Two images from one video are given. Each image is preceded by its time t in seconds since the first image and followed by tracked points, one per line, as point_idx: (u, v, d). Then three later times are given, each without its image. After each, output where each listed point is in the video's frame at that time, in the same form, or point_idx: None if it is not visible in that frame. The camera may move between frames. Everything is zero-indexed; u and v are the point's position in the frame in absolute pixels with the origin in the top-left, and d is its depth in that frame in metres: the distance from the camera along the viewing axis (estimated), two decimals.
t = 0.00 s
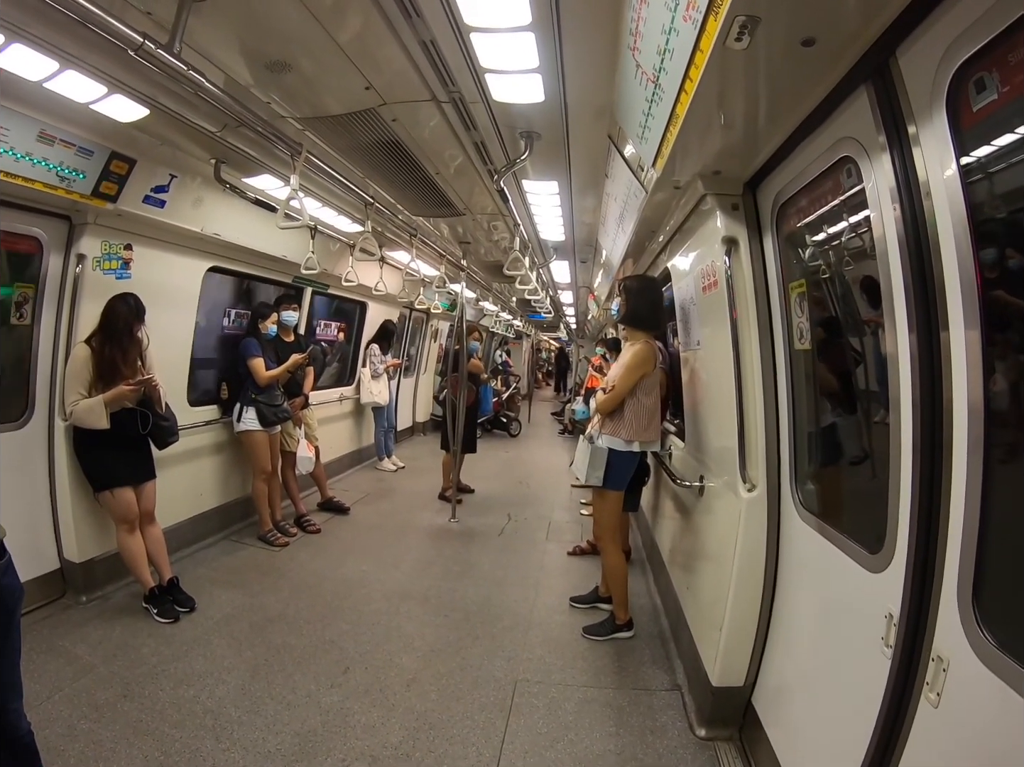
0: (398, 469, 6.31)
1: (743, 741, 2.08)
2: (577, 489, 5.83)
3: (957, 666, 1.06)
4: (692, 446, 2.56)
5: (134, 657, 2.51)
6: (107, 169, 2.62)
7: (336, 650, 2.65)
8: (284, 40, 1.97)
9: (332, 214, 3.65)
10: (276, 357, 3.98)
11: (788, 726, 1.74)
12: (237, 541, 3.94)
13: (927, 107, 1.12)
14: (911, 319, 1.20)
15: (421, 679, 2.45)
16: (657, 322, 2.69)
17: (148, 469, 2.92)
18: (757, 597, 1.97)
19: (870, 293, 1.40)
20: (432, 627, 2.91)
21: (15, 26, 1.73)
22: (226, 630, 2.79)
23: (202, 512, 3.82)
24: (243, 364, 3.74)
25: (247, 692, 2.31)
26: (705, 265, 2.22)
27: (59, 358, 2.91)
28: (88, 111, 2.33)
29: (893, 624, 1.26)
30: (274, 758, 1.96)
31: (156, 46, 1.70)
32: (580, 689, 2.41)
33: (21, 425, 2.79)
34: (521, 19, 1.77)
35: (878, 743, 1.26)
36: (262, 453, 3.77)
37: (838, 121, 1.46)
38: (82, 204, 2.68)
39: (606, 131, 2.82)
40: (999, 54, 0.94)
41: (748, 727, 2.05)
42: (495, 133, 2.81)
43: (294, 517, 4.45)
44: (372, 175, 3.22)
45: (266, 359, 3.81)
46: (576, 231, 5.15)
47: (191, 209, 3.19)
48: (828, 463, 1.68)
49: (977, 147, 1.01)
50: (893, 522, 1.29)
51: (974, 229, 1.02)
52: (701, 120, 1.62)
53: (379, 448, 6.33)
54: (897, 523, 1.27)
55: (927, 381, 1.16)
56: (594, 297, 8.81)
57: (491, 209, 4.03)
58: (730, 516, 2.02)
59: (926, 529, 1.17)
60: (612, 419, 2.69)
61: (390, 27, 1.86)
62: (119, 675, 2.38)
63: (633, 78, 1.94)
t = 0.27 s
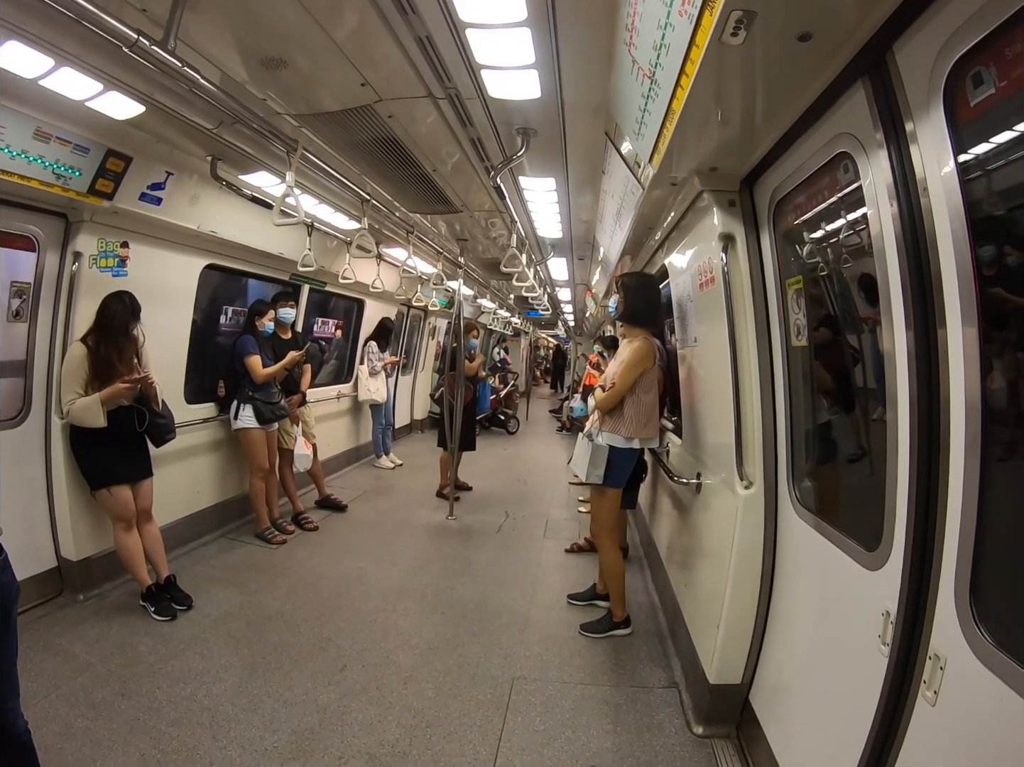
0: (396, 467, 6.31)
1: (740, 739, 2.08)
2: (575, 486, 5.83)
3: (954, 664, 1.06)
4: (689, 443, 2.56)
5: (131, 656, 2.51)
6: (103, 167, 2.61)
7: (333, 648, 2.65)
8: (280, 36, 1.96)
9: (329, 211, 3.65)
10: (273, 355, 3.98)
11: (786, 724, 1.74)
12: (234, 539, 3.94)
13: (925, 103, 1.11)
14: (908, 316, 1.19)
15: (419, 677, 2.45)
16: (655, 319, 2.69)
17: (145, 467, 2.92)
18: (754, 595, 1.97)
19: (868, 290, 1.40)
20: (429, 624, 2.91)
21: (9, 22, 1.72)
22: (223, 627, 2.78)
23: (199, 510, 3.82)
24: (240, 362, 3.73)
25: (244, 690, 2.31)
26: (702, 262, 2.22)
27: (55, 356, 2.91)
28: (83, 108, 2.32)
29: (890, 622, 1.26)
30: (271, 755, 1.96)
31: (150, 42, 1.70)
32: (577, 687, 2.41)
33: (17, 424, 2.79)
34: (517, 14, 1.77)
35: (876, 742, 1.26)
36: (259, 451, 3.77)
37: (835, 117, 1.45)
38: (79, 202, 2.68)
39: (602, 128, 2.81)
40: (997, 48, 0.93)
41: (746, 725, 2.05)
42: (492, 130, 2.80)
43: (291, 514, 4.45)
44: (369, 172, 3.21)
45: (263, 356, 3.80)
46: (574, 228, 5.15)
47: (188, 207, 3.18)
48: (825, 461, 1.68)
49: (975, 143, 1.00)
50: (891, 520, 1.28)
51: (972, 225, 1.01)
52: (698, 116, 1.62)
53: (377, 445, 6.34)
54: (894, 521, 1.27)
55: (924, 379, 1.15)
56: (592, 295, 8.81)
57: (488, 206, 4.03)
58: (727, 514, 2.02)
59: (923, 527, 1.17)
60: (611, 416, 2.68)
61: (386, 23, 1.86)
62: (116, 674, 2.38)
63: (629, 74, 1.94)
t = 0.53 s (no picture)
0: (396, 466, 6.32)
1: (741, 735, 2.09)
2: (574, 485, 5.84)
3: (953, 660, 1.07)
4: (689, 441, 2.56)
5: (133, 656, 2.52)
6: (101, 168, 2.61)
7: (334, 647, 2.65)
8: (277, 37, 1.97)
9: (327, 211, 3.65)
10: (272, 355, 3.98)
11: (786, 721, 1.74)
12: (235, 539, 3.94)
13: (921, 100, 1.11)
14: (906, 313, 1.20)
15: (420, 675, 2.46)
16: (653, 317, 2.69)
17: (145, 467, 2.92)
18: (754, 592, 1.97)
19: (866, 287, 1.40)
20: (430, 623, 2.91)
21: (7, 25, 1.72)
22: (224, 627, 2.79)
23: (199, 511, 3.82)
24: (239, 363, 3.73)
25: (245, 690, 2.31)
26: (701, 260, 2.22)
27: (55, 358, 2.91)
28: (81, 110, 2.32)
29: (889, 618, 1.26)
30: (272, 755, 1.96)
31: (148, 44, 1.70)
32: (578, 684, 2.41)
33: (17, 425, 2.79)
34: (514, 13, 1.77)
35: (875, 738, 1.26)
36: (259, 451, 3.78)
37: (833, 114, 1.45)
38: (77, 204, 2.68)
39: (600, 126, 2.82)
40: (994, 44, 0.93)
41: (746, 722, 2.06)
42: (489, 129, 2.81)
43: (292, 514, 4.46)
44: (367, 171, 3.21)
45: (262, 357, 3.80)
46: (572, 227, 5.15)
47: (186, 208, 3.18)
48: (824, 458, 1.68)
49: (973, 140, 1.00)
50: (889, 517, 1.29)
51: (970, 222, 1.02)
52: (695, 114, 1.62)
53: (377, 445, 6.35)
54: (893, 517, 1.27)
55: (922, 375, 1.16)
56: (591, 293, 8.81)
57: (486, 205, 4.03)
58: (727, 511, 2.02)
59: (922, 523, 1.17)
60: (611, 415, 2.68)
61: (383, 23, 1.86)
62: (117, 674, 2.38)
63: (626, 72, 1.94)
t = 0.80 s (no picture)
0: (394, 469, 6.32)
1: (741, 735, 2.09)
2: (572, 486, 5.84)
3: (951, 657, 1.07)
4: (686, 441, 2.56)
5: (132, 663, 2.51)
6: (95, 175, 2.61)
7: (333, 652, 2.65)
8: (271, 43, 1.97)
9: (323, 215, 3.65)
10: (269, 360, 3.97)
11: (786, 720, 1.75)
12: (233, 545, 3.94)
13: (913, 100, 1.12)
14: (901, 312, 1.20)
15: (420, 679, 2.45)
16: (648, 318, 2.70)
17: (142, 474, 2.91)
18: (753, 591, 1.98)
19: (861, 286, 1.40)
20: (429, 627, 2.91)
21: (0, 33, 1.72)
22: (224, 633, 2.78)
23: (197, 516, 3.82)
24: (235, 368, 3.73)
25: (245, 696, 2.31)
26: (695, 260, 2.22)
27: (51, 365, 2.90)
28: (75, 117, 2.32)
29: (888, 616, 1.27)
30: (273, 761, 1.96)
31: (141, 51, 1.70)
32: (578, 686, 2.41)
33: (14, 433, 2.78)
34: (507, 17, 1.77)
35: (875, 736, 1.26)
36: (256, 456, 3.78)
37: (826, 114, 1.46)
38: (72, 211, 2.68)
39: (593, 129, 2.82)
40: (986, 44, 0.94)
41: (746, 722, 2.06)
42: (484, 132, 2.81)
43: (290, 519, 4.45)
44: (362, 175, 3.21)
45: (258, 361, 3.80)
46: (567, 228, 5.16)
47: (181, 213, 3.18)
48: (821, 457, 1.68)
49: (965, 138, 1.00)
50: (886, 515, 1.29)
51: (963, 220, 1.02)
52: (688, 116, 1.63)
53: (376, 449, 6.36)
54: (890, 516, 1.27)
55: (917, 373, 1.16)
56: (587, 294, 8.83)
57: (481, 208, 4.04)
58: (724, 511, 2.02)
59: (919, 521, 1.17)
60: (608, 416, 2.68)
61: (376, 27, 1.86)
62: (117, 682, 2.37)
63: (620, 75, 1.94)
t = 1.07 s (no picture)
0: (394, 473, 6.31)
1: (745, 735, 2.09)
2: (573, 488, 5.84)
3: (955, 655, 1.07)
4: (686, 442, 2.56)
5: (134, 670, 2.50)
6: (94, 181, 2.61)
7: (336, 657, 2.64)
8: (268, 48, 1.97)
9: (321, 220, 3.65)
10: (268, 365, 3.97)
11: (790, 720, 1.74)
12: (234, 550, 3.93)
13: (910, 99, 1.12)
14: (899, 310, 1.20)
15: (422, 683, 2.45)
16: (647, 320, 2.70)
17: (143, 481, 2.91)
18: (755, 591, 1.97)
19: (860, 285, 1.40)
20: (431, 631, 2.91)
21: None
22: (226, 639, 2.78)
23: (198, 522, 3.81)
24: (234, 373, 3.73)
25: (248, 702, 2.30)
26: (694, 262, 2.22)
27: (51, 372, 2.90)
28: (73, 124, 2.32)
29: (890, 615, 1.27)
30: None
31: (139, 57, 1.70)
32: (581, 688, 2.41)
33: (14, 441, 2.78)
34: (504, 21, 1.78)
35: (879, 735, 1.26)
36: (256, 461, 3.78)
37: (823, 115, 1.46)
38: (70, 217, 2.68)
39: (591, 132, 2.83)
40: (982, 43, 0.94)
41: (750, 722, 2.06)
42: (481, 135, 2.82)
43: (290, 524, 4.44)
44: (359, 180, 3.22)
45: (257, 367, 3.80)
46: (565, 231, 5.17)
47: (179, 219, 3.18)
48: (822, 456, 1.68)
49: (963, 137, 1.01)
50: (888, 514, 1.29)
51: (961, 219, 1.02)
52: (686, 118, 1.63)
53: (375, 453, 6.35)
54: (891, 514, 1.27)
55: (917, 372, 1.16)
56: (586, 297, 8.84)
57: (479, 211, 4.04)
58: (726, 512, 2.02)
59: (921, 518, 1.17)
60: (608, 418, 2.68)
61: (373, 32, 1.86)
62: (119, 689, 2.37)
63: (617, 77, 1.95)
